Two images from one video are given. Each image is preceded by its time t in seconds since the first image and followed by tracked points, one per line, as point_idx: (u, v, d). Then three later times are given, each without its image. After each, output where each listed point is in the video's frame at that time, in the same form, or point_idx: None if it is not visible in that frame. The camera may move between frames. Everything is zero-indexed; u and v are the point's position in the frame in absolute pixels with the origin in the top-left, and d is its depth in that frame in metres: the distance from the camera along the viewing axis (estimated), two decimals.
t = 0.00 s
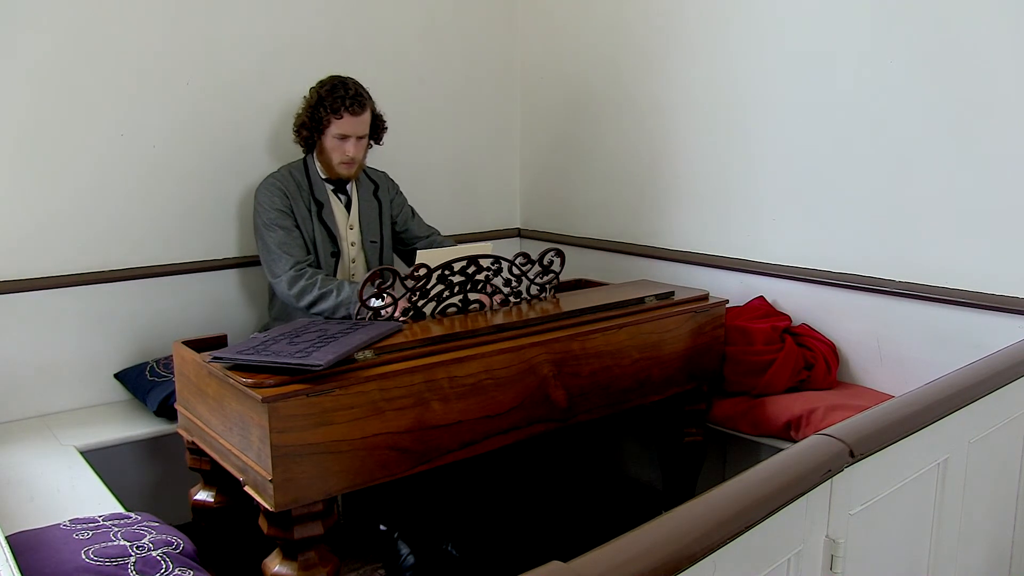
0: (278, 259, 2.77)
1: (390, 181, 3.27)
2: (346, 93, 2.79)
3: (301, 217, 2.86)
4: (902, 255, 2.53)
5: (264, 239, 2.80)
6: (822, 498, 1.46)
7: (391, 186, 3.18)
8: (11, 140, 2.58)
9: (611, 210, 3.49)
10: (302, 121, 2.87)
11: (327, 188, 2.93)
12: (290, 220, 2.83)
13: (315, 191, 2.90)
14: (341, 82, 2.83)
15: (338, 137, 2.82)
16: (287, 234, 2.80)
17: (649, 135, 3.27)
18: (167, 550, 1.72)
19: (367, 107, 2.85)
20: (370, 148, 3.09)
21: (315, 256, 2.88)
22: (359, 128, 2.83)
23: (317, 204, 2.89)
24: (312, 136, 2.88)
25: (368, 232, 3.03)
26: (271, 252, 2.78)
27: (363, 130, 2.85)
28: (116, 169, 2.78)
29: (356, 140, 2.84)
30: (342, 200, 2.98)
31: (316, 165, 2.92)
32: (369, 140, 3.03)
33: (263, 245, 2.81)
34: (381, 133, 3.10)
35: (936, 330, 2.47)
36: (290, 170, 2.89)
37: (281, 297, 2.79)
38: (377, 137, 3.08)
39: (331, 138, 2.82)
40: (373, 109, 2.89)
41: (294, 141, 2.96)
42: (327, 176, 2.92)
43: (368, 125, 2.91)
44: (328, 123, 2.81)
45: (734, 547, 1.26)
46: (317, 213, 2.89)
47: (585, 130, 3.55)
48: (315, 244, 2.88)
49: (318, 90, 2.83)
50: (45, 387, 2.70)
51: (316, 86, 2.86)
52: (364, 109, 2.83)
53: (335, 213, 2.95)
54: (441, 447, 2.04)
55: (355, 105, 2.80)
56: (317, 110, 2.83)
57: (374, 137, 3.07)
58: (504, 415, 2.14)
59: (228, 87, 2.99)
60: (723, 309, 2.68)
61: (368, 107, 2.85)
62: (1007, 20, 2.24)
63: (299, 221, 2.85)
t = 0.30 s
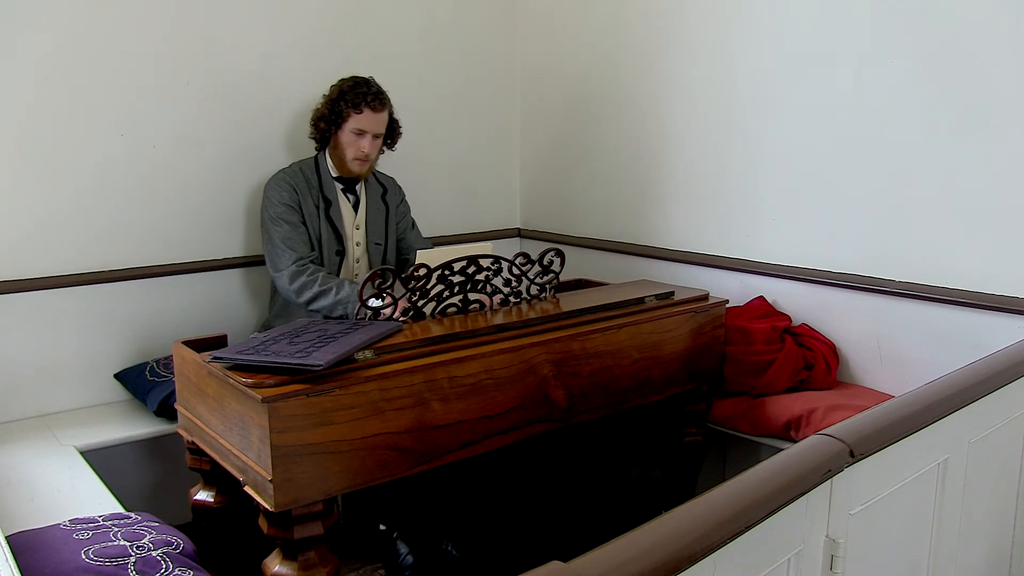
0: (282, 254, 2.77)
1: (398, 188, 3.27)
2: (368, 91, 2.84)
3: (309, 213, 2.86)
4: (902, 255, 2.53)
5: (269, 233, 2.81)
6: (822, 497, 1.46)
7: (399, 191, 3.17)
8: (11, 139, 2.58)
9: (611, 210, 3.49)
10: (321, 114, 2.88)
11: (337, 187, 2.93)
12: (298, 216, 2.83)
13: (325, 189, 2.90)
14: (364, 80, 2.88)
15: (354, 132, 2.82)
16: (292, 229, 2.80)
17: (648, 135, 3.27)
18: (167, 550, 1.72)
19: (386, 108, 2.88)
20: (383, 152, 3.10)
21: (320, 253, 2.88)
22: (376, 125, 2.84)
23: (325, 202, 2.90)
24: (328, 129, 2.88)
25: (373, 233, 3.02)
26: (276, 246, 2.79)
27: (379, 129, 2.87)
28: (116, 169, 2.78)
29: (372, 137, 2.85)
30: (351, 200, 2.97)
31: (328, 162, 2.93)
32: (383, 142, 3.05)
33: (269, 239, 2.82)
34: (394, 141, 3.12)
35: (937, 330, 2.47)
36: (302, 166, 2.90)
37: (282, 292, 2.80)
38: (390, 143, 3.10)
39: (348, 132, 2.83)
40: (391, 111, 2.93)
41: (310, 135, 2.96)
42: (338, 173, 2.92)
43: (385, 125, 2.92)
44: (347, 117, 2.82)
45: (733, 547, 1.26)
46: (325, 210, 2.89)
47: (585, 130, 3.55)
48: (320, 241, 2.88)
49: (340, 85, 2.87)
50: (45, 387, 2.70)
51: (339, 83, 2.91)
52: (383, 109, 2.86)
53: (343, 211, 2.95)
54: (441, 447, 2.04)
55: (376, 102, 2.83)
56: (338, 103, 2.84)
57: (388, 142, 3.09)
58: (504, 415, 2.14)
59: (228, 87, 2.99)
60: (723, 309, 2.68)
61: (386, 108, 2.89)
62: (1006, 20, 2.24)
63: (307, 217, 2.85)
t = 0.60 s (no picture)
0: (285, 251, 2.78)
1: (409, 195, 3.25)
2: (388, 93, 2.84)
3: (317, 210, 2.87)
4: (903, 255, 2.53)
5: (275, 228, 2.81)
6: (822, 497, 1.46)
7: (408, 197, 3.16)
8: (11, 139, 2.58)
9: (611, 210, 3.49)
10: (339, 112, 2.89)
11: (347, 187, 2.93)
12: (305, 212, 2.84)
13: (335, 187, 2.91)
14: (385, 82, 2.88)
15: (370, 132, 2.84)
16: (298, 226, 2.81)
17: (648, 135, 3.26)
18: (167, 550, 1.73)
19: (404, 111, 2.89)
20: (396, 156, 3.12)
21: (324, 251, 2.87)
22: (392, 128, 2.85)
23: (335, 200, 2.90)
24: (345, 128, 2.89)
25: (381, 235, 3.01)
26: (279, 242, 2.79)
27: (394, 132, 2.88)
28: (116, 169, 2.78)
29: (387, 139, 2.86)
30: (361, 200, 2.97)
31: (342, 161, 2.93)
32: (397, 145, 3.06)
33: (273, 234, 2.82)
34: (410, 145, 3.13)
35: (937, 330, 2.47)
36: (314, 163, 2.91)
37: (282, 287, 2.81)
38: (405, 147, 3.11)
39: (364, 132, 2.84)
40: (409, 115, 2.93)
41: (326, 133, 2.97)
42: (350, 173, 2.93)
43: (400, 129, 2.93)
44: (364, 117, 2.83)
45: (733, 547, 1.26)
46: (334, 208, 2.89)
47: (585, 130, 3.55)
48: (326, 239, 2.87)
49: (360, 85, 2.87)
50: (45, 387, 2.71)
51: (360, 83, 2.91)
52: (401, 112, 2.87)
53: (351, 210, 2.95)
54: (441, 447, 2.04)
55: (394, 105, 2.84)
56: (356, 103, 2.86)
57: (404, 146, 3.09)
58: (504, 415, 2.14)
59: (228, 87, 2.99)
60: (723, 309, 2.68)
61: (404, 111, 2.89)
62: (1006, 21, 2.24)
63: (315, 214, 2.86)
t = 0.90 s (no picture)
0: (287, 247, 2.77)
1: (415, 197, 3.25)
2: (400, 95, 2.85)
3: (322, 208, 2.86)
4: (903, 255, 2.53)
5: (279, 225, 2.82)
6: (822, 498, 1.46)
7: (414, 198, 3.16)
8: (11, 139, 2.58)
9: (611, 210, 3.49)
10: (350, 111, 2.91)
11: (353, 186, 2.93)
12: (310, 210, 2.84)
13: (341, 185, 2.90)
14: (398, 84, 2.89)
15: (380, 133, 2.84)
16: (300, 223, 2.80)
17: (648, 135, 3.27)
18: (167, 550, 1.73)
19: (415, 114, 2.90)
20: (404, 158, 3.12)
21: (326, 249, 2.87)
22: (402, 130, 2.86)
23: (340, 199, 2.90)
24: (354, 127, 2.91)
25: (386, 234, 3.02)
26: (282, 239, 2.79)
27: (404, 134, 2.88)
28: (116, 169, 2.78)
29: (396, 140, 2.87)
30: (367, 200, 2.97)
31: (349, 160, 2.94)
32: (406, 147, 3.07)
33: (277, 231, 2.82)
34: (419, 149, 3.14)
35: (937, 330, 2.47)
36: (322, 162, 2.91)
37: (283, 284, 2.81)
38: (413, 149, 3.12)
39: (374, 132, 2.85)
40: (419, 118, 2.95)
41: (336, 131, 2.99)
42: (357, 172, 2.93)
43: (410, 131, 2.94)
44: (375, 117, 2.85)
45: (733, 547, 1.26)
46: (339, 207, 2.89)
47: (585, 130, 3.55)
48: (330, 237, 2.87)
49: (373, 85, 2.89)
50: (45, 387, 2.71)
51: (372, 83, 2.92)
52: (412, 115, 2.88)
53: (357, 210, 2.95)
54: (441, 447, 2.03)
55: (406, 107, 2.85)
56: (368, 103, 2.87)
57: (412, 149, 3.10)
58: (504, 415, 2.14)
59: (228, 87, 2.99)
60: (723, 309, 2.68)
61: (415, 114, 2.90)
62: (1006, 22, 2.24)
63: (319, 211, 2.85)
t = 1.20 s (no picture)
0: (288, 245, 2.77)
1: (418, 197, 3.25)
2: (406, 96, 2.86)
3: (325, 206, 2.87)
4: (903, 255, 2.53)
5: (282, 222, 2.81)
6: (822, 498, 1.46)
7: (417, 199, 3.16)
8: (11, 139, 2.57)
9: (610, 209, 3.49)
10: (356, 110, 2.90)
11: (357, 185, 2.94)
12: (313, 208, 2.84)
13: (345, 185, 2.91)
14: (403, 85, 2.90)
15: (385, 133, 2.85)
16: (303, 221, 2.80)
17: (648, 135, 3.27)
18: (167, 550, 1.72)
19: (419, 115, 2.91)
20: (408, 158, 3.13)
21: (328, 247, 2.86)
22: (407, 130, 2.87)
23: (344, 198, 2.90)
24: (359, 127, 2.91)
25: (389, 234, 3.02)
26: (284, 236, 2.79)
27: (409, 134, 2.89)
28: (116, 169, 2.78)
29: (401, 140, 2.88)
30: (370, 199, 2.97)
31: (353, 159, 2.94)
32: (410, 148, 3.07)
33: (279, 229, 2.82)
34: (423, 150, 3.15)
35: (937, 330, 2.47)
36: (325, 161, 2.91)
37: (284, 281, 2.81)
38: (417, 150, 3.12)
39: (379, 132, 2.85)
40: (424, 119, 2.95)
41: (340, 131, 2.98)
42: (361, 172, 2.93)
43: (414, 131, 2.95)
44: (381, 117, 2.85)
45: (733, 546, 1.26)
46: (343, 206, 2.89)
47: (585, 129, 3.55)
48: (332, 235, 2.87)
49: (379, 86, 2.89)
50: (45, 387, 2.71)
51: (377, 83, 2.93)
52: (417, 115, 2.89)
53: (360, 209, 2.95)
54: (441, 447, 2.03)
55: (412, 108, 2.86)
56: (373, 103, 2.87)
57: (416, 150, 3.11)
58: (504, 415, 2.14)
59: (228, 87, 2.99)
60: (723, 308, 2.68)
61: (420, 115, 2.91)
62: (1005, 22, 2.24)
63: (322, 209, 2.86)
